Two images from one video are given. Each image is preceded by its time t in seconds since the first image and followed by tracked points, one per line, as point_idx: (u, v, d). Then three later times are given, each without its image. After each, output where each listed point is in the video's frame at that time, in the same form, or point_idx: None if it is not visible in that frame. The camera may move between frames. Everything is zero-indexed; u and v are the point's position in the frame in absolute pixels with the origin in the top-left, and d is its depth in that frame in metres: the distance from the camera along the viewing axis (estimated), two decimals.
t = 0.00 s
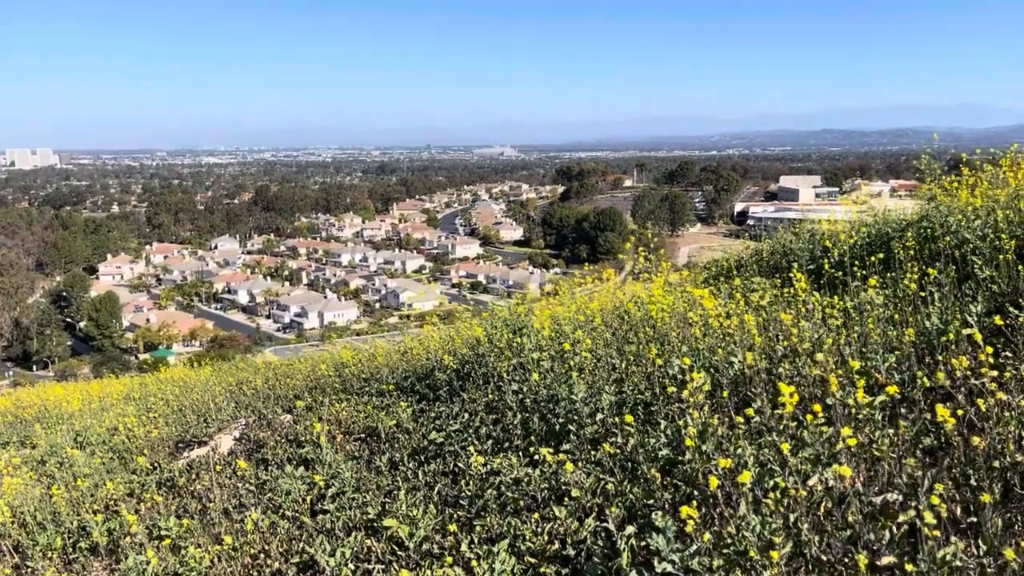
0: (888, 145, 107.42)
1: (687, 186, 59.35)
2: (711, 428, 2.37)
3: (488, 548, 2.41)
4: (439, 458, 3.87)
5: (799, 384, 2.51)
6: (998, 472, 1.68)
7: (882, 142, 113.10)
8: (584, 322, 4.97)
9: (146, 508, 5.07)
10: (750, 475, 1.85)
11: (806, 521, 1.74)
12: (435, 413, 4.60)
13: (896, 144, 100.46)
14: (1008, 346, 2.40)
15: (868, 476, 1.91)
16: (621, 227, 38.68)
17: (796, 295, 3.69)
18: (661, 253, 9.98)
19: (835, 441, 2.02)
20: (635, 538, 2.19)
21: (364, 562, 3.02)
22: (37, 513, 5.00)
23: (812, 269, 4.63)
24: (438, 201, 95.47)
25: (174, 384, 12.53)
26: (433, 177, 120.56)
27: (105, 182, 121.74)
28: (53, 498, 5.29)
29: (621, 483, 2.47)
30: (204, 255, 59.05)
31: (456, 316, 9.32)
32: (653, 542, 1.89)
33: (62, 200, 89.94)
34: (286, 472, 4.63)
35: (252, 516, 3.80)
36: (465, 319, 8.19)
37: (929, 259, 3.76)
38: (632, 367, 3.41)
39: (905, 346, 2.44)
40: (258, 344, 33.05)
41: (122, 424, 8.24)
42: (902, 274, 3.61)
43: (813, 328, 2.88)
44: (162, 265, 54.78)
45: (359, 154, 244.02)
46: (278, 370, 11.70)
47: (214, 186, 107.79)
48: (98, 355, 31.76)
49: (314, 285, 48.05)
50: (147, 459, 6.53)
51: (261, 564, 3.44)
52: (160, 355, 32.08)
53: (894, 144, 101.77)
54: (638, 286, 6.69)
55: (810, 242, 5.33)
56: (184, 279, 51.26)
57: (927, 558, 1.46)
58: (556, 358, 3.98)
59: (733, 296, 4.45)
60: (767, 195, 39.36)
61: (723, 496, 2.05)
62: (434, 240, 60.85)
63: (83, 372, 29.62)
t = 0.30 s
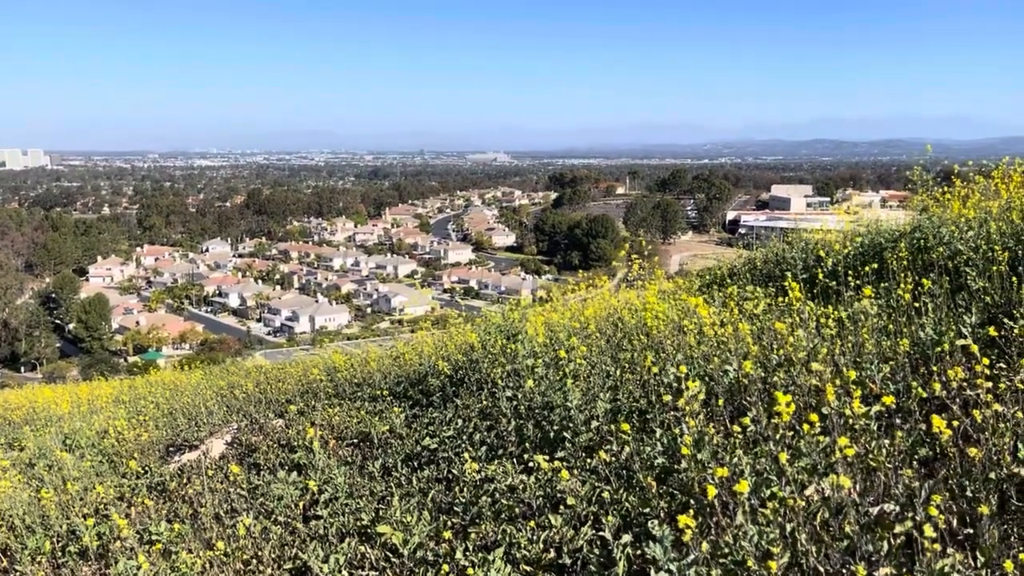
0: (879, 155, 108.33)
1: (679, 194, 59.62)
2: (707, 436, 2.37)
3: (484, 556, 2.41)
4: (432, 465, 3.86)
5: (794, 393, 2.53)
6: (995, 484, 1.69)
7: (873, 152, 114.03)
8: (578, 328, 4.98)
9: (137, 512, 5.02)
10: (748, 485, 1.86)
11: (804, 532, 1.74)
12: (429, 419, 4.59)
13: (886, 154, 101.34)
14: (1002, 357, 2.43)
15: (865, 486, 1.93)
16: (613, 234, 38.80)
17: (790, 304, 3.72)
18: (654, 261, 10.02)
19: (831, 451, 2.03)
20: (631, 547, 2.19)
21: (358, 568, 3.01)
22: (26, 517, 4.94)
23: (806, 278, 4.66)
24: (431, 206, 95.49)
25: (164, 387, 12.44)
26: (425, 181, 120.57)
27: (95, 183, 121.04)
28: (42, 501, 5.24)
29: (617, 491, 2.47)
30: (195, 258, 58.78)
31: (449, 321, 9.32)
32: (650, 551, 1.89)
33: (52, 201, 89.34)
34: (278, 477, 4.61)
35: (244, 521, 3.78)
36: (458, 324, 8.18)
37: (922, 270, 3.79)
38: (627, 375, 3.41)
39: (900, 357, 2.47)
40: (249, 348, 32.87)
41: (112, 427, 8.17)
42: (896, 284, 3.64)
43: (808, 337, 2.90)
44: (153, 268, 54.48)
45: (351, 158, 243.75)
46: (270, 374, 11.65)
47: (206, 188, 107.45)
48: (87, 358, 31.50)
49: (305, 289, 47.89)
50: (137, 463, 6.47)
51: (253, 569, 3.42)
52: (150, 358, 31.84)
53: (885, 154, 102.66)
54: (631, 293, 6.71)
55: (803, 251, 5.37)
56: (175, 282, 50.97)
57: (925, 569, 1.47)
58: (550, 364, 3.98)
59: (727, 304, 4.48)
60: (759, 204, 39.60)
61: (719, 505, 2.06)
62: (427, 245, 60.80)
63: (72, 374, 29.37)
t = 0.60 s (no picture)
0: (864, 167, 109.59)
1: (668, 203, 59.94)
2: (695, 445, 2.37)
3: (469, 565, 2.37)
4: (418, 472, 3.82)
5: (781, 402, 2.53)
6: (982, 496, 1.69)
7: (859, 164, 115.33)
8: (566, 335, 4.97)
9: (117, 518, 4.94)
10: (736, 495, 1.85)
11: (792, 543, 1.73)
12: (414, 426, 4.57)
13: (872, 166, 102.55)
14: (989, 369, 2.44)
15: (853, 497, 1.92)
16: (602, 241, 38.90)
17: (778, 313, 3.73)
18: (642, 269, 10.04)
19: (819, 461, 2.03)
20: (618, 557, 2.16)
21: None
22: (3, 522, 4.84)
23: (793, 287, 4.68)
24: (420, 211, 95.30)
25: (148, 391, 12.30)
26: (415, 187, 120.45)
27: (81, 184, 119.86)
28: (20, 506, 5.14)
29: (604, 500, 2.45)
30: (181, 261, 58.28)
31: (437, 327, 9.28)
32: (638, 561, 1.87)
33: (36, 202, 88.38)
34: (262, 483, 4.55)
35: (226, 528, 3.72)
36: (446, 330, 8.15)
37: (909, 280, 3.82)
38: (615, 383, 3.40)
39: (887, 367, 2.47)
40: (235, 352, 32.61)
41: (94, 432, 8.05)
42: (883, 294, 3.66)
43: (796, 346, 2.90)
44: (138, 270, 53.95)
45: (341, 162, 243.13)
46: (255, 378, 11.55)
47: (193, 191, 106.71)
48: (70, 361, 31.10)
49: (293, 294, 47.60)
50: (119, 467, 6.37)
51: None
52: (134, 361, 31.49)
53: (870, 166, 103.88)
54: (620, 300, 6.72)
55: (791, 260, 5.40)
56: (160, 285, 50.49)
57: None
58: (537, 372, 3.96)
59: (715, 312, 4.49)
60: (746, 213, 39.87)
61: (707, 514, 2.05)
62: (415, 250, 60.68)
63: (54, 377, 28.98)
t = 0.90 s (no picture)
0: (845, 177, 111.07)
1: (651, 210, 60.28)
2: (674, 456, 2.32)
3: None
4: (394, 481, 3.75)
5: (760, 412, 2.50)
6: (963, 510, 1.66)
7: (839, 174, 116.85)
8: (546, 342, 4.93)
9: (84, 526, 4.80)
10: (714, 508, 1.81)
11: (770, 557, 1.69)
12: (391, 434, 4.51)
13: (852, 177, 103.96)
14: (968, 379, 2.43)
15: (832, 510, 1.89)
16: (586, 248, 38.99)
17: (758, 322, 3.71)
18: (625, 276, 10.01)
19: (798, 473, 2.00)
20: (593, 570, 2.11)
21: None
22: None
23: (774, 296, 4.68)
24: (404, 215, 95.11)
25: (122, 395, 12.07)
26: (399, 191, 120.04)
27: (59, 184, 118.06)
28: None
29: (580, 511, 2.39)
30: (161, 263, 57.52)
31: (418, 332, 9.20)
32: None
33: (13, 201, 86.86)
34: (234, 491, 4.43)
35: (195, 537, 3.61)
36: (427, 335, 8.07)
37: (889, 289, 3.82)
38: (594, 391, 3.36)
39: (867, 377, 2.45)
40: (215, 356, 32.21)
41: (65, 437, 7.86)
42: (863, 303, 3.66)
43: (775, 354, 2.88)
44: (117, 272, 53.16)
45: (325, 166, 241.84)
46: (233, 383, 11.36)
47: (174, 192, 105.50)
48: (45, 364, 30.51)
49: (275, 297, 47.16)
50: (88, 474, 6.21)
51: None
52: (111, 364, 30.97)
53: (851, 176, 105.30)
54: (601, 307, 6.70)
55: (772, 268, 5.40)
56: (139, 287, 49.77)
57: None
58: (516, 379, 3.91)
59: (695, 320, 4.47)
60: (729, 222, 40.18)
61: (684, 527, 2.00)
62: (399, 255, 60.42)
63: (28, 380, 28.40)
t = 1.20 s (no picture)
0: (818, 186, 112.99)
1: (629, 217, 60.62)
2: (641, 465, 2.26)
3: None
4: (358, 490, 3.65)
5: (730, 420, 2.44)
6: (934, 523, 1.62)
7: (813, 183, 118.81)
8: (518, 348, 4.86)
9: (35, 537, 4.60)
10: (680, 521, 1.74)
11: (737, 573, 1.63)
12: (357, 441, 4.42)
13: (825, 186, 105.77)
14: (940, 388, 2.40)
15: (801, 521, 1.84)
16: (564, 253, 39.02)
17: (731, 328, 3.68)
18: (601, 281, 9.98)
19: (768, 484, 1.94)
20: None
21: None
22: None
23: (747, 302, 4.66)
24: (382, 219, 94.38)
25: (85, 399, 11.73)
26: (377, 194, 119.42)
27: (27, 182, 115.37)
28: None
29: (545, 523, 2.31)
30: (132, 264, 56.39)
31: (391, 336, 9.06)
32: None
33: None
34: (192, 500, 4.28)
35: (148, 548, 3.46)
36: (400, 340, 7.95)
37: (862, 296, 3.81)
38: (564, 398, 3.29)
39: (838, 385, 2.41)
40: (187, 359, 31.63)
41: (22, 443, 7.59)
42: (835, 310, 3.64)
43: (747, 361, 2.83)
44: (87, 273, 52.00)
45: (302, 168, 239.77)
46: (201, 387, 11.11)
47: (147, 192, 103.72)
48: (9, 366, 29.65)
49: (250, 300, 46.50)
50: (43, 481, 5.98)
51: None
52: (79, 367, 30.22)
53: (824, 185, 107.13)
54: (575, 312, 6.64)
55: (746, 274, 5.38)
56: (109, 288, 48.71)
57: None
58: (486, 385, 3.84)
59: (669, 325, 4.43)
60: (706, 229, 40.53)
61: (650, 540, 1.94)
62: (376, 258, 59.99)
63: None
